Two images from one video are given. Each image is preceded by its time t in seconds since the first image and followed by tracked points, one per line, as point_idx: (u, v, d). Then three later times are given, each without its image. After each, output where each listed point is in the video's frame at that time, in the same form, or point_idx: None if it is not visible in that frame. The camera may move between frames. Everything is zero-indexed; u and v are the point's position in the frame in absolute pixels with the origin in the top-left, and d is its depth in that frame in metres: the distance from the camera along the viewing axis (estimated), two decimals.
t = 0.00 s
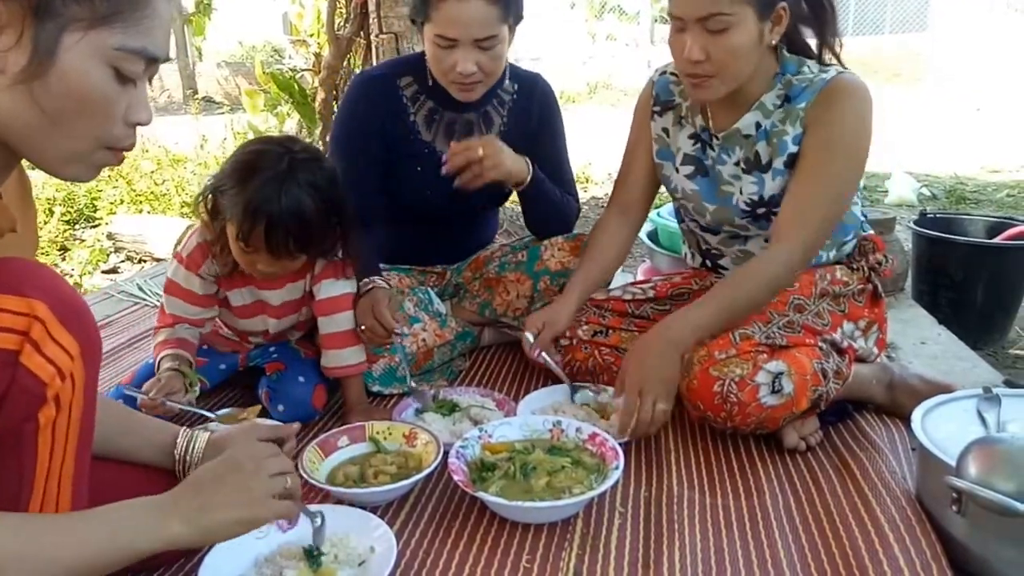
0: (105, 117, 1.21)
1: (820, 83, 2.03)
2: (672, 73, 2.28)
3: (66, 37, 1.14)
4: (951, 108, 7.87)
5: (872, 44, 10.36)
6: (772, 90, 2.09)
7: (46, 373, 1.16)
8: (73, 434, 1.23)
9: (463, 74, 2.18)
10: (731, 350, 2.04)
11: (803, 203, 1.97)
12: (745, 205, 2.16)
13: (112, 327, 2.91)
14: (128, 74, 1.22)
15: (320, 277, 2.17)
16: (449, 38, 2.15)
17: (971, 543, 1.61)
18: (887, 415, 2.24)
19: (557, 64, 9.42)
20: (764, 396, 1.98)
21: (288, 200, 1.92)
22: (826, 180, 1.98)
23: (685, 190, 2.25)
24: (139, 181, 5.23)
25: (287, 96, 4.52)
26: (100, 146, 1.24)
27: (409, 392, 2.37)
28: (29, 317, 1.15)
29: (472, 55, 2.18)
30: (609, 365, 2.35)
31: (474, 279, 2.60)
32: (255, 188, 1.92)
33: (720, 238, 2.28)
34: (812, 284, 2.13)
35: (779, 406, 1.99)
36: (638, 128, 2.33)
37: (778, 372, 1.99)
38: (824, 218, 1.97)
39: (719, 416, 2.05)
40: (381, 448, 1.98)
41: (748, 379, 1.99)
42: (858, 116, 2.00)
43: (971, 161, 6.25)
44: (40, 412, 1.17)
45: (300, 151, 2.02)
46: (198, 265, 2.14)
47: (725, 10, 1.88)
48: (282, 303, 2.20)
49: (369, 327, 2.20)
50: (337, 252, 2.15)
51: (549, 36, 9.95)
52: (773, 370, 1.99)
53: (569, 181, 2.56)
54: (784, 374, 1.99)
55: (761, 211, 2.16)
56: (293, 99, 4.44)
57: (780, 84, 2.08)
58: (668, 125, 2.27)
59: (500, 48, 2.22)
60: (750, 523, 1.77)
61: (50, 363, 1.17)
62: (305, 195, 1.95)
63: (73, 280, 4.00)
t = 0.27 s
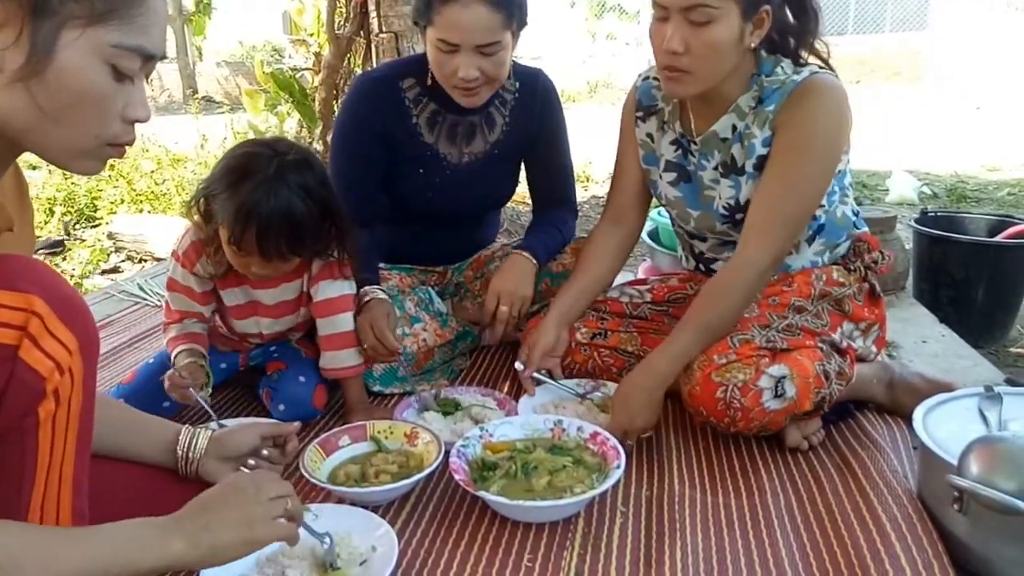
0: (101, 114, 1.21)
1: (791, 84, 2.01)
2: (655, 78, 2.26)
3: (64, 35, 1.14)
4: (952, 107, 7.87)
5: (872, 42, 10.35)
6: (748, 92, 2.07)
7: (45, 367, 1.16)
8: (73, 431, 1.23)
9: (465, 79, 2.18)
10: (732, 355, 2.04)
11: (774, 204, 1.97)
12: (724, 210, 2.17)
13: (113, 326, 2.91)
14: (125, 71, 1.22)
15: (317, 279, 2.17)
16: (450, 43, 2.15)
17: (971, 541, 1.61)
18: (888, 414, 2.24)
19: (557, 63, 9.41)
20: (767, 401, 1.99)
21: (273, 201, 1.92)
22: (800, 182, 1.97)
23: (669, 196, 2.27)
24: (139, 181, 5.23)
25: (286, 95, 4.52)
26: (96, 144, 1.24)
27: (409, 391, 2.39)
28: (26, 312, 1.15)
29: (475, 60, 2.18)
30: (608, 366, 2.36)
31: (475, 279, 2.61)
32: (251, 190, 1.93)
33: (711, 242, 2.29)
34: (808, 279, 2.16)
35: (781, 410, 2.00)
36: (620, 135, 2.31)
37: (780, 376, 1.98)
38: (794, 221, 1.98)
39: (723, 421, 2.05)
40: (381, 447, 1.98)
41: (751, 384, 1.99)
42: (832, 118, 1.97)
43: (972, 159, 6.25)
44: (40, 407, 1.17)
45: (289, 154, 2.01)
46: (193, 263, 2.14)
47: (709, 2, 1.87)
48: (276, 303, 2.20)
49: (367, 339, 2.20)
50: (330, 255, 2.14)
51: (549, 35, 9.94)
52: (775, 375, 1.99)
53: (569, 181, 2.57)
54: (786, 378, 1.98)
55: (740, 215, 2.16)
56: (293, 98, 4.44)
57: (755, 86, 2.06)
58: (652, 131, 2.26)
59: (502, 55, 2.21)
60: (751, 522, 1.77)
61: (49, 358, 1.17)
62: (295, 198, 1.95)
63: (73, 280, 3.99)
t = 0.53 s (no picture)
0: (105, 114, 1.22)
1: (791, 79, 2.00)
2: (654, 78, 2.25)
3: (69, 36, 1.14)
4: (953, 106, 7.86)
5: (873, 41, 10.34)
6: (747, 89, 2.06)
7: (46, 365, 1.16)
8: (72, 429, 1.23)
9: (460, 78, 2.18)
10: (736, 352, 2.03)
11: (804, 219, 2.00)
12: (728, 206, 2.14)
13: (114, 326, 2.91)
14: (129, 70, 1.22)
15: (317, 279, 2.16)
16: (447, 43, 2.15)
17: (974, 540, 1.61)
18: (889, 413, 2.24)
19: (558, 63, 9.42)
20: (769, 398, 1.99)
21: (273, 202, 1.92)
22: (824, 191, 1.98)
23: (669, 195, 2.25)
24: (140, 182, 5.23)
25: (287, 95, 4.52)
26: (99, 143, 1.24)
27: (410, 391, 2.39)
28: (26, 310, 1.15)
29: (471, 60, 2.18)
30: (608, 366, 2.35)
31: (476, 279, 2.62)
32: (250, 194, 1.92)
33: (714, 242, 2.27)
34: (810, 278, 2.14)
35: (783, 407, 2.00)
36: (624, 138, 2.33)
37: (783, 373, 1.98)
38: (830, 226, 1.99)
39: (724, 418, 2.05)
40: (383, 446, 1.98)
41: (753, 381, 1.98)
42: (840, 111, 1.95)
43: (973, 158, 6.24)
44: (40, 405, 1.17)
45: (288, 154, 2.02)
46: (193, 261, 2.14)
47: (704, 6, 1.87)
48: (276, 301, 2.20)
49: (364, 347, 2.19)
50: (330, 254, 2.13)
51: (550, 35, 9.94)
52: (778, 372, 1.98)
53: (569, 184, 2.58)
54: (788, 375, 1.98)
55: (745, 211, 2.13)
56: (294, 98, 4.44)
57: (754, 82, 2.05)
58: (649, 130, 2.26)
59: (500, 54, 2.21)
60: (753, 522, 1.77)
61: (49, 357, 1.17)
62: (294, 199, 1.95)
63: (74, 280, 3.99)
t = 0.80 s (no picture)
0: (113, 118, 1.22)
1: (811, 86, 2.01)
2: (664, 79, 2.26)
3: (80, 41, 1.15)
4: (955, 108, 7.86)
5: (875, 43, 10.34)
6: (761, 93, 2.05)
7: (52, 365, 1.16)
8: (78, 427, 1.24)
9: (460, 80, 2.18)
10: (734, 349, 2.06)
11: (856, 222, 2.03)
12: (746, 207, 2.14)
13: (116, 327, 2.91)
14: (135, 74, 1.23)
15: (320, 280, 2.17)
16: (446, 45, 2.15)
17: (975, 542, 1.60)
18: (891, 415, 2.24)
19: (559, 65, 9.42)
20: (766, 396, 1.99)
21: (279, 209, 1.93)
22: (869, 195, 2.01)
23: (680, 196, 2.24)
24: (142, 182, 5.24)
25: (289, 96, 4.53)
26: (107, 146, 1.24)
27: (411, 391, 2.39)
28: (32, 310, 1.15)
29: (470, 61, 2.18)
30: (611, 366, 2.35)
31: (478, 280, 2.63)
32: (256, 199, 1.93)
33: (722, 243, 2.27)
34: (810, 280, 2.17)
35: (781, 406, 2.00)
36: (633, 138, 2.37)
37: (780, 372, 1.99)
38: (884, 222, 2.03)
39: (722, 416, 2.05)
40: (384, 448, 1.98)
41: (751, 379, 2.00)
42: (869, 117, 1.98)
43: (975, 160, 6.24)
44: (45, 404, 1.18)
45: (291, 158, 2.02)
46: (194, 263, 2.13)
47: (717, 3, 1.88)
48: (278, 303, 2.20)
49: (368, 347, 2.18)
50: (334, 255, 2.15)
51: (552, 36, 9.94)
52: (775, 371, 2.00)
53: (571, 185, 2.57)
54: (786, 374, 1.99)
55: (762, 214, 2.13)
56: (296, 99, 4.44)
57: (769, 87, 2.05)
58: (659, 131, 2.27)
59: (498, 56, 2.22)
60: (754, 523, 1.77)
61: (54, 356, 1.17)
62: (295, 203, 1.95)
63: (76, 281, 4.00)
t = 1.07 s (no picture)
0: (106, 111, 1.23)
1: (821, 92, 2.00)
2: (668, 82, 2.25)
3: (75, 36, 1.15)
4: (959, 106, 7.84)
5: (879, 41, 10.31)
6: (770, 99, 2.04)
7: (54, 360, 1.16)
8: (80, 421, 1.24)
9: (464, 77, 2.18)
10: (738, 348, 2.07)
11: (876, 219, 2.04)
12: (758, 212, 2.13)
13: (119, 325, 2.91)
14: (130, 68, 1.23)
15: (325, 278, 2.17)
16: (449, 42, 2.16)
17: (980, 541, 1.60)
18: (894, 414, 2.23)
19: (562, 63, 9.41)
20: (770, 395, 1.99)
21: (281, 203, 1.92)
22: (886, 192, 2.02)
23: (687, 200, 2.24)
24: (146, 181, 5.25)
25: (292, 95, 4.52)
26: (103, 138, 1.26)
27: (414, 389, 2.39)
28: (34, 305, 1.15)
29: (473, 58, 2.17)
30: (614, 364, 2.35)
31: (480, 278, 2.62)
32: (255, 192, 1.92)
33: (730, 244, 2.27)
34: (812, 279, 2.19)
35: (784, 405, 2.00)
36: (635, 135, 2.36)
37: (784, 370, 2.00)
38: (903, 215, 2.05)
39: (725, 414, 2.05)
40: (387, 446, 1.98)
41: (754, 377, 2.00)
42: (878, 115, 1.99)
43: (979, 159, 6.22)
44: (48, 399, 1.18)
45: (287, 151, 2.01)
46: (198, 258, 2.15)
47: (722, 10, 1.87)
48: (279, 300, 2.20)
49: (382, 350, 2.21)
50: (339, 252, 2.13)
51: (554, 35, 9.93)
52: (779, 368, 2.00)
53: (576, 182, 2.56)
54: (790, 372, 1.99)
55: (775, 219, 2.12)
56: (299, 97, 4.45)
57: (778, 93, 2.04)
58: (662, 135, 2.26)
59: (502, 52, 2.22)
60: (757, 523, 1.76)
61: (57, 351, 1.17)
62: (295, 198, 1.94)
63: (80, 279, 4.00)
